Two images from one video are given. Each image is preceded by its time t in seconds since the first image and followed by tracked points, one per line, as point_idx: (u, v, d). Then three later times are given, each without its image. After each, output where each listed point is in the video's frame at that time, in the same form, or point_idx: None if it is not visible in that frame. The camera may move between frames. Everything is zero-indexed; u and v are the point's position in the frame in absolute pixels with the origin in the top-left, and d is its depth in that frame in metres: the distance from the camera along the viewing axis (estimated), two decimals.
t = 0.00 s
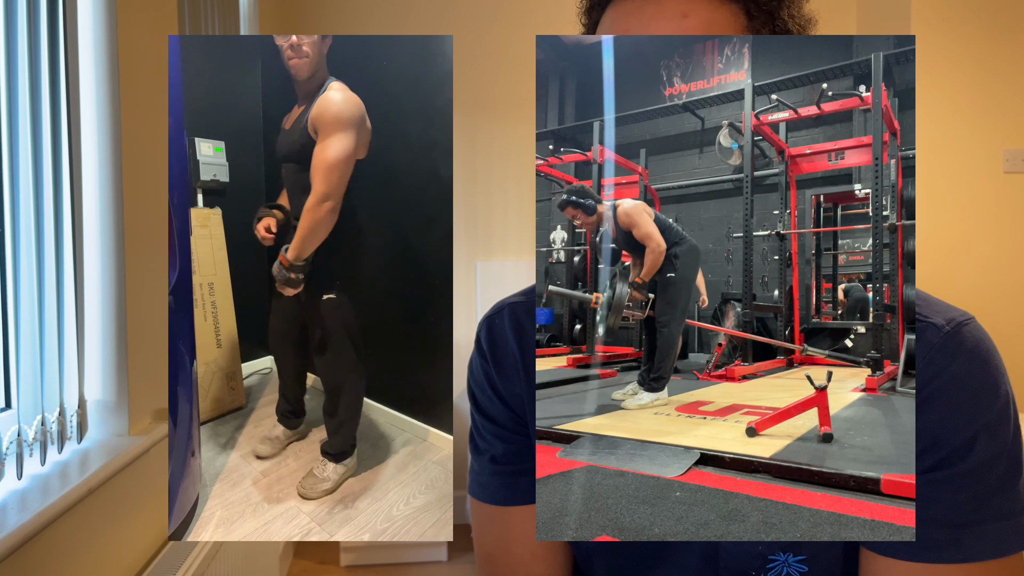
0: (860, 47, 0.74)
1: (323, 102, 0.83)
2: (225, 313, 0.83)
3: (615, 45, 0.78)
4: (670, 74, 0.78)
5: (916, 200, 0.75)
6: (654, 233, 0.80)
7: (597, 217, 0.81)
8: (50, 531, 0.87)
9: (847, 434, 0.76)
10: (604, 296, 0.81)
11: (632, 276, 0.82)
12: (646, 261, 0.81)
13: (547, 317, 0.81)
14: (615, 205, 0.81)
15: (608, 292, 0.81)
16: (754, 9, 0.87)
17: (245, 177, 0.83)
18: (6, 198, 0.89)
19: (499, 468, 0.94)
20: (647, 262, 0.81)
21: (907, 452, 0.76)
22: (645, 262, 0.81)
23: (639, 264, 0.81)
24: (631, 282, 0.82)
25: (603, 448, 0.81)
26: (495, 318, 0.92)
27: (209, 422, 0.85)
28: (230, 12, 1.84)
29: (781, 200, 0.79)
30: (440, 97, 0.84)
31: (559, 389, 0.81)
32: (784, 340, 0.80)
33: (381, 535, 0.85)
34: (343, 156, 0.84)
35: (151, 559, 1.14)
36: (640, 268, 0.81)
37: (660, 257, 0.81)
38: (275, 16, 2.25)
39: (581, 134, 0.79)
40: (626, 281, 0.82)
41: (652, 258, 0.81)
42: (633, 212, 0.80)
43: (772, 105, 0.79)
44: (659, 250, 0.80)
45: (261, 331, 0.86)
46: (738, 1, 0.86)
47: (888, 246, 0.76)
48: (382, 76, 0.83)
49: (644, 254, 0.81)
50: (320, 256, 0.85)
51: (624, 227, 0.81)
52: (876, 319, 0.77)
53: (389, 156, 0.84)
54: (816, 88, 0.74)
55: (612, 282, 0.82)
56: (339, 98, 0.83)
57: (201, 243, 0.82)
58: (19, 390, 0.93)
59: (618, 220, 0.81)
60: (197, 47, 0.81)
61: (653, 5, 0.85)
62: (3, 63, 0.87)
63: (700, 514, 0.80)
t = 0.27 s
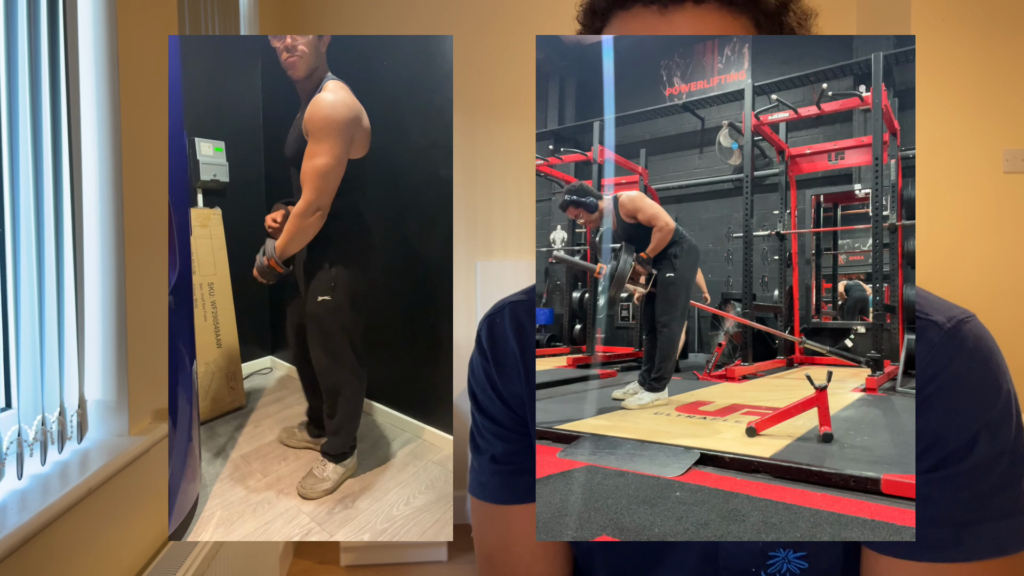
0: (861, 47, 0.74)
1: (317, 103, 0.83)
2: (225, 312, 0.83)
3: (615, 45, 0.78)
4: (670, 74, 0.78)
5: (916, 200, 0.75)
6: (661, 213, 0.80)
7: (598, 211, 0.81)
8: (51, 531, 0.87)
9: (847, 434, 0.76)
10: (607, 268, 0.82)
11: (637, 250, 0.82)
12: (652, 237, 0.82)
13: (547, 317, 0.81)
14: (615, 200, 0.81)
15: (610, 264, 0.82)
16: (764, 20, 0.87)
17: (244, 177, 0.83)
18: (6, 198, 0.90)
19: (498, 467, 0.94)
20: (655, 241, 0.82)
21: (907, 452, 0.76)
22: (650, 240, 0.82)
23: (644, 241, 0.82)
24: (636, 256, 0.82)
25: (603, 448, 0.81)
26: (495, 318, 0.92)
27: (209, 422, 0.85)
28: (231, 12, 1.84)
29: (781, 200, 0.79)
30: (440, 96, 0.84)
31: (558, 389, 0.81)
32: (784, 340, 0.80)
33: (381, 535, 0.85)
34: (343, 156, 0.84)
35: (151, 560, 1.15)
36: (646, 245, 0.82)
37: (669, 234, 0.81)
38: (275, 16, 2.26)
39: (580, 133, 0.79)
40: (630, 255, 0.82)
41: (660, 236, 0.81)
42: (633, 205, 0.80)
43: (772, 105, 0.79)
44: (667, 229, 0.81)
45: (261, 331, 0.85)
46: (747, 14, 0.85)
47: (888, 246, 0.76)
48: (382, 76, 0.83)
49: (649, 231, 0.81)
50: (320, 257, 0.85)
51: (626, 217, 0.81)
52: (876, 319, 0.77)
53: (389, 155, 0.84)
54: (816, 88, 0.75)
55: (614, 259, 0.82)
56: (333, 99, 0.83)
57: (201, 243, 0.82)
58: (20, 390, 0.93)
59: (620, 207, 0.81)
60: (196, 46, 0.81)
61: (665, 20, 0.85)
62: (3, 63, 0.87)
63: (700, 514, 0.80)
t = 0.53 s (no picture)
0: (861, 48, 0.74)
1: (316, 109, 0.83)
2: (225, 313, 0.83)
3: (615, 45, 0.78)
4: (670, 74, 0.78)
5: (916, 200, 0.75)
6: (660, 225, 0.80)
7: (597, 220, 0.81)
8: (50, 532, 0.87)
9: (847, 434, 0.76)
10: (605, 284, 0.81)
11: (634, 266, 0.82)
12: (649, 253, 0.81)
13: (547, 317, 0.81)
14: (616, 202, 0.80)
15: (609, 280, 0.81)
16: (780, 22, 0.86)
17: (243, 177, 0.83)
18: (6, 197, 0.90)
19: (496, 466, 0.94)
20: (652, 254, 0.81)
21: (908, 452, 0.76)
22: (648, 255, 0.81)
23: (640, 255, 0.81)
24: (633, 271, 0.82)
25: (603, 448, 0.81)
26: (492, 315, 0.92)
27: (209, 422, 0.85)
28: (231, 12, 1.84)
29: (781, 200, 0.79)
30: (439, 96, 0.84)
31: (559, 389, 0.81)
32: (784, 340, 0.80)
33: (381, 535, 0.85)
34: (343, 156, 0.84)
35: (151, 559, 1.15)
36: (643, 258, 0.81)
37: (665, 249, 0.81)
38: (275, 17, 2.26)
39: (580, 133, 0.78)
40: (627, 271, 0.82)
41: (657, 250, 0.81)
42: (636, 207, 0.80)
43: (772, 105, 0.79)
44: (664, 241, 0.80)
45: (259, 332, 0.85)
46: (762, 16, 0.85)
47: (888, 246, 0.77)
48: (382, 76, 0.83)
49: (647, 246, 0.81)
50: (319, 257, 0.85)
51: (626, 220, 0.81)
52: (876, 319, 0.78)
53: (389, 156, 0.84)
54: (816, 88, 0.74)
55: (612, 272, 0.81)
56: (330, 103, 0.82)
57: (201, 243, 0.82)
58: (19, 390, 0.93)
59: (620, 211, 0.81)
60: (196, 47, 0.81)
61: (682, 21, 0.84)
62: (3, 62, 0.88)
63: (700, 514, 0.80)
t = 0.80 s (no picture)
0: (861, 48, 0.74)
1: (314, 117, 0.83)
2: (225, 313, 0.83)
3: (615, 45, 0.78)
4: (670, 74, 0.78)
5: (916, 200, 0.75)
6: (648, 248, 0.81)
7: (596, 239, 0.81)
8: (50, 531, 0.87)
9: (847, 434, 0.76)
10: (600, 321, 0.81)
11: (627, 299, 0.82)
12: (637, 279, 0.82)
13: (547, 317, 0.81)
14: (616, 209, 0.81)
15: (603, 316, 0.81)
16: (786, 26, 0.87)
17: (244, 177, 0.83)
18: (6, 197, 0.90)
19: (496, 466, 0.94)
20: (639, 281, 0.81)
21: (908, 452, 0.76)
22: (637, 283, 0.82)
23: (632, 284, 0.82)
24: (625, 305, 0.82)
25: (603, 448, 0.81)
26: (493, 315, 0.91)
27: (210, 422, 0.85)
28: (231, 11, 1.84)
29: (781, 200, 0.79)
30: (440, 96, 0.84)
31: (559, 389, 0.80)
32: (784, 340, 0.80)
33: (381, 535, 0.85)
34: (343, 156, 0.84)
35: (151, 559, 1.15)
36: (632, 290, 0.82)
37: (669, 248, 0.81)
38: (275, 16, 2.27)
39: (581, 133, 0.79)
40: (620, 305, 0.81)
41: (644, 274, 0.81)
42: (634, 220, 0.81)
43: (772, 105, 0.79)
44: (650, 266, 0.81)
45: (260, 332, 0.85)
46: (769, 20, 0.86)
47: (888, 246, 0.77)
48: (382, 76, 0.83)
49: (636, 271, 0.81)
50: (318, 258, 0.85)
51: (622, 234, 0.81)
52: (876, 319, 0.78)
53: (389, 156, 0.84)
54: (816, 88, 0.74)
55: (608, 306, 0.81)
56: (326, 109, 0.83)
57: (201, 243, 0.82)
58: (19, 389, 0.93)
59: (616, 227, 0.81)
60: (196, 47, 0.81)
61: (688, 24, 0.85)
62: (3, 61, 0.87)
63: (700, 514, 0.80)
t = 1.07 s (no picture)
0: (861, 47, 0.74)
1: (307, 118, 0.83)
2: (225, 311, 0.83)
3: (615, 45, 0.77)
4: (670, 74, 0.78)
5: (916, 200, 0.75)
6: (642, 261, 0.81)
7: (597, 248, 0.81)
8: (51, 531, 0.87)
9: (848, 434, 0.76)
10: (600, 339, 0.81)
11: (625, 315, 0.82)
12: (633, 291, 0.82)
13: (547, 317, 0.80)
14: (615, 214, 0.81)
15: (603, 334, 0.81)
16: (789, 26, 0.88)
17: (244, 177, 0.83)
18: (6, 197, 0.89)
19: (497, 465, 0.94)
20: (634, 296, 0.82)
21: (907, 452, 0.76)
22: (635, 297, 0.82)
23: (630, 299, 0.82)
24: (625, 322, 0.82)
25: (603, 448, 0.81)
26: (494, 315, 0.92)
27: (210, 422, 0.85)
28: (230, 11, 1.84)
29: (781, 200, 0.80)
30: (440, 96, 0.84)
31: (559, 389, 0.80)
32: (784, 340, 0.80)
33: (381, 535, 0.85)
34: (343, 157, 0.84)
35: (152, 559, 1.15)
36: (630, 305, 0.82)
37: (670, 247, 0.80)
38: (275, 16, 2.27)
39: (581, 134, 0.79)
40: (620, 322, 0.82)
41: (640, 289, 0.82)
42: (630, 229, 0.81)
43: (772, 105, 0.79)
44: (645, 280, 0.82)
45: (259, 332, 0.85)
46: (774, 20, 0.86)
47: (888, 246, 0.77)
48: (381, 76, 0.83)
49: (632, 282, 0.82)
50: (318, 257, 0.85)
51: (620, 243, 0.81)
52: (876, 319, 0.77)
53: (389, 156, 0.84)
54: (816, 88, 0.75)
55: (608, 321, 0.81)
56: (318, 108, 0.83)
57: (201, 243, 0.82)
58: (19, 389, 0.93)
59: (616, 236, 0.81)
60: (196, 46, 0.81)
61: (695, 22, 0.85)
62: (3, 61, 0.87)
63: (700, 514, 0.80)
